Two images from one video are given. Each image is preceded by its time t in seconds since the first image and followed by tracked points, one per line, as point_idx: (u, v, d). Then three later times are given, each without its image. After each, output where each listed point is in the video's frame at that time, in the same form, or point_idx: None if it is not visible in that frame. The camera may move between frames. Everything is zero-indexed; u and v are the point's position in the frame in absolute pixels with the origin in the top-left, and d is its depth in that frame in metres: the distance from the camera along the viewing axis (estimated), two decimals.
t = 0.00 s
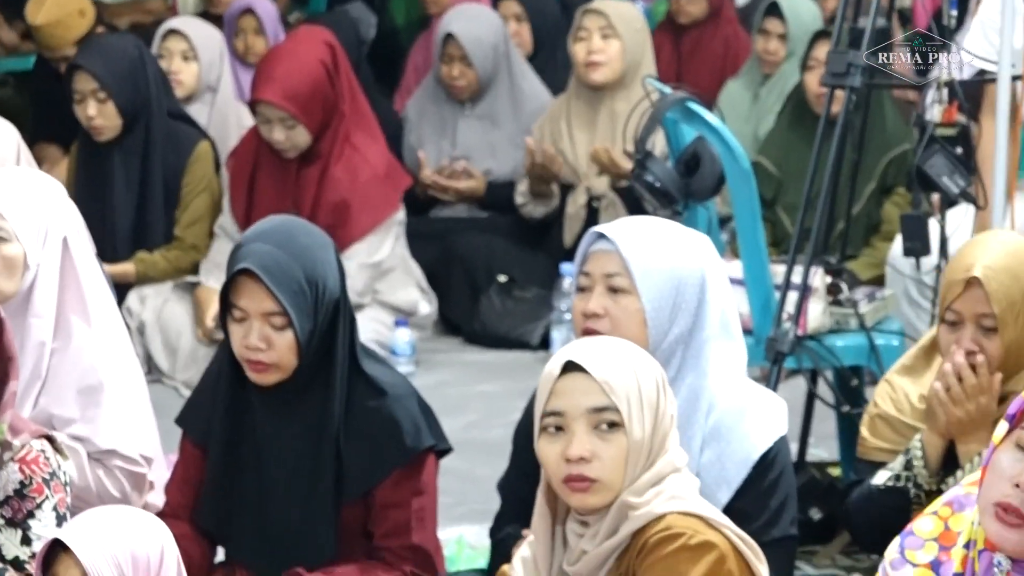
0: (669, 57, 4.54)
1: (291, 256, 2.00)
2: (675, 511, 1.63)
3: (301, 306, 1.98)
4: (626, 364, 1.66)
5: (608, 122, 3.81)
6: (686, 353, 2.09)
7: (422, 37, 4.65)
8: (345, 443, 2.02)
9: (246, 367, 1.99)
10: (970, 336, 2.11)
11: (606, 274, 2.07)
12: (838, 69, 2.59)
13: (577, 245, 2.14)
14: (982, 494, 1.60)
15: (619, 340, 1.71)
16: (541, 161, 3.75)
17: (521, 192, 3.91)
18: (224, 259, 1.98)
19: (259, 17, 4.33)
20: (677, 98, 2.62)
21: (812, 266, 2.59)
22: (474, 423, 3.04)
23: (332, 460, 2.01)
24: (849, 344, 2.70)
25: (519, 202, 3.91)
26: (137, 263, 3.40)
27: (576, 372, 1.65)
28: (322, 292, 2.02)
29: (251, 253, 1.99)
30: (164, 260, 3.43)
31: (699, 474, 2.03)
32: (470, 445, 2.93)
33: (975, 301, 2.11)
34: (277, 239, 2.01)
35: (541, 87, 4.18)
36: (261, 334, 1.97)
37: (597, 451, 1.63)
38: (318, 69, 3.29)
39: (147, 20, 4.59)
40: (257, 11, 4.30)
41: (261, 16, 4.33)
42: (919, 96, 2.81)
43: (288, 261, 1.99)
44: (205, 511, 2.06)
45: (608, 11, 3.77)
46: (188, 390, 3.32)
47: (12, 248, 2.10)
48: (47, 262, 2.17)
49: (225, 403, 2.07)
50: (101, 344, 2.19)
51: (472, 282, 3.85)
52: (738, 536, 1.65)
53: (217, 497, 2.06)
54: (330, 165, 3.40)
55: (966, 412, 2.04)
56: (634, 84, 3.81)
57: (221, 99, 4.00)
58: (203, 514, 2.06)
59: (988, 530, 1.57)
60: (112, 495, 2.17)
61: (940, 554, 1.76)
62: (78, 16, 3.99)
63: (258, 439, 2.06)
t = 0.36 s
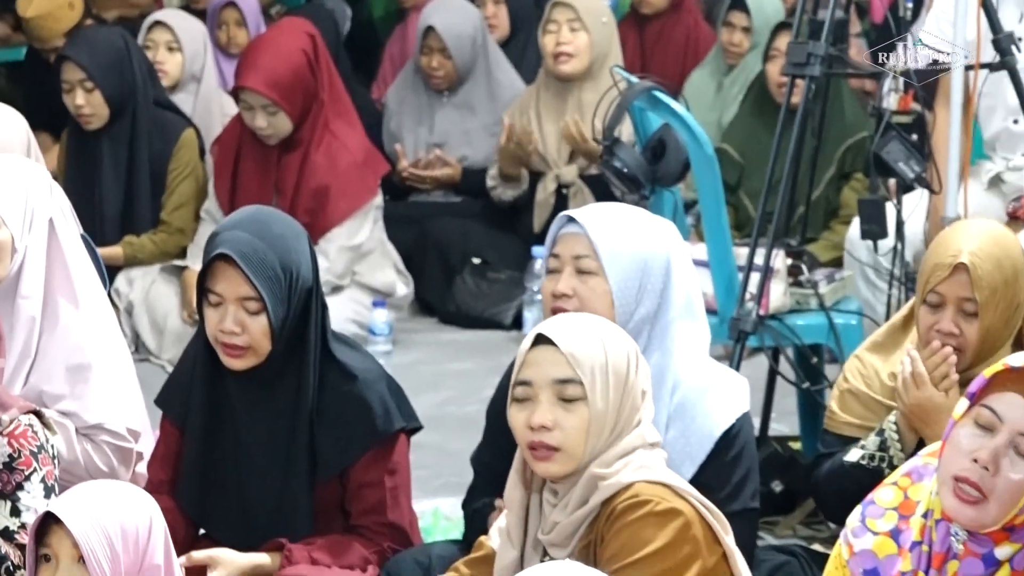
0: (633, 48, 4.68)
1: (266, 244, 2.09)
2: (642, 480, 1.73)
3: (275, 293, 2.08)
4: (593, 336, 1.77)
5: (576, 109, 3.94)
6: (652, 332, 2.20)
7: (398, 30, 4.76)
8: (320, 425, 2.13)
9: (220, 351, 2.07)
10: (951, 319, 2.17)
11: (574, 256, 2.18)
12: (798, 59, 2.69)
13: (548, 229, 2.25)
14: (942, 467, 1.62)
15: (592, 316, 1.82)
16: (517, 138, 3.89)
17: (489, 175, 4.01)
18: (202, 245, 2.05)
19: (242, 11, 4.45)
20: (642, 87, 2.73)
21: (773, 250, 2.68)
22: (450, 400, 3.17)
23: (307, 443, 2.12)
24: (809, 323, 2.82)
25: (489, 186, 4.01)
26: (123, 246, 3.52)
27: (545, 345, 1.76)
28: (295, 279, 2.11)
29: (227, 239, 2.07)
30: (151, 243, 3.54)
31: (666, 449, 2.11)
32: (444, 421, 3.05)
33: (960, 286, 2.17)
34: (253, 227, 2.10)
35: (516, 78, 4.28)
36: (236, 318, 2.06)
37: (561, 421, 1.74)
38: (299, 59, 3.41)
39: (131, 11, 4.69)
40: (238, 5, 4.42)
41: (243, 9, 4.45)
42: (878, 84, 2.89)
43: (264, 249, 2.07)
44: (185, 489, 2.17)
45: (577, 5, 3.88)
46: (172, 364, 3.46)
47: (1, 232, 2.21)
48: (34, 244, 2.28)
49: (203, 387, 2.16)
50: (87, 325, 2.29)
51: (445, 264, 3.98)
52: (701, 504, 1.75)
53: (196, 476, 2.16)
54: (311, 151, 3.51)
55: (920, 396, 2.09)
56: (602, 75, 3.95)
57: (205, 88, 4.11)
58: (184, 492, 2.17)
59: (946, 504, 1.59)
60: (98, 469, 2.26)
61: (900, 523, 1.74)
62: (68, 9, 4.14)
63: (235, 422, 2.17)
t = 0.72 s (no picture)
0: (603, 41, 4.80)
1: (249, 239, 2.15)
2: (613, 459, 1.76)
3: (260, 286, 2.15)
4: (535, 309, 1.81)
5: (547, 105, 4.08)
6: (618, 313, 2.31)
7: (378, 27, 4.87)
8: (303, 409, 2.20)
9: (209, 342, 2.15)
10: (905, 301, 2.29)
11: (543, 241, 2.31)
12: (764, 54, 2.79)
13: (517, 218, 2.39)
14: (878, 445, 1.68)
15: (568, 295, 1.84)
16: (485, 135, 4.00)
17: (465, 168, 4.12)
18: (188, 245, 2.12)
19: (229, 7, 4.53)
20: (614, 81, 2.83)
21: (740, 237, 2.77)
22: (429, 380, 3.29)
23: (292, 425, 2.20)
24: (774, 307, 2.95)
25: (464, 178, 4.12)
26: (117, 234, 3.68)
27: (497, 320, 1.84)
28: (279, 271, 2.17)
29: (212, 238, 2.14)
30: (143, 230, 3.71)
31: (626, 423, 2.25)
32: (426, 401, 3.17)
33: (913, 267, 2.29)
34: (236, 223, 2.16)
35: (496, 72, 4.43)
36: (223, 311, 2.13)
37: (494, 395, 1.82)
38: (282, 49, 3.55)
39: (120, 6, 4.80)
40: (226, 1, 4.50)
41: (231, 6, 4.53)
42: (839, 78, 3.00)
43: (247, 244, 2.14)
44: (175, 470, 2.26)
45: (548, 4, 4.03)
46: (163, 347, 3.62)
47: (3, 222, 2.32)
48: (37, 234, 2.39)
49: (190, 374, 2.24)
50: (85, 312, 2.39)
51: (426, 253, 4.11)
52: (670, 481, 1.78)
53: (186, 460, 2.25)
54: (295, 138, 3.67)
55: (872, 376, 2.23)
56: (575, 68, 4.09)
57: (194, 81, 4.25)
58: (173, 473, 2.26)
59: (882, 479, 1.65)
60: (96, 450, 2.35)
61: (845, 501, 1.79)
62: (63, 6, 4.23)
63: (222, 406, 2.25)
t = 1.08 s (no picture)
0: (580, 36, 4.92)
1: (244, 226, 2.26)
2: (584, 439, 1.82)
3: (254, 270, 2.25)
4: (519, 291, 1.88)
5: (525, 100, 4.23)
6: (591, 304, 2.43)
7: (363, 23, 4.99)
8: (294, 388, 2.30)
9: (205, 324, 2.26)
10: (849, 275, 2.46)
11: (519, 234, 2.43)
12: (734, 47, 2.90)
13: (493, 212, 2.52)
14: (824, 422, 1.73)
15: (558, 282, 1.91)
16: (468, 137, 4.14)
17: (449, 160, 4.25)
18: (185, 231, 2.23)
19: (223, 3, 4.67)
20: (592, 74, 2.95)
21: (711, 224, 2.86)
22: (413, 362, 3.42)
23: (282, 402, 2.30)
24: (743, 290, 3.08)
25: (448, 170, 4.26)
26: (113, 220, 3.85)
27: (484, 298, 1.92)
28: (272, 255, 2.28)
29: (208, 224, 2.24)
30: (138, 217, 3.88)
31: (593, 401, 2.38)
32: (410, 380, 3.31)
33: (852, 242, 2.47)
34: (231, 210, 2.27)
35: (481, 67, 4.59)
36: (219, 294, 2.24)
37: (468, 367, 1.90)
38: (269, 41, 3.66)
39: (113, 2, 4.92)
40: None
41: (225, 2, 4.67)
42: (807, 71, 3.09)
43: (241, 230, 2.25)
44: (169, 446, 2.37)
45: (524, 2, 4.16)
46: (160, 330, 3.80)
47: (13, 212, 2.45)
48: (45, 224, 2.52)
49: (184, 354, 2.35)
50: (88, 299, 2.50)
51: (410, 240, 4.23)
52: (641, 462, 1.84)
53: (179, 435, 2.36)
54: (283, 128, 3.80)
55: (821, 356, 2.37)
56: (552, 62, 4.24)
57: (187, 74, 4.39)
58: (167, 448, 2.37)
59: (827, 457, 1.70)
60: (97, 431, 2.45)
61: (798, 481, 1.81)
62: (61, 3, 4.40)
63: (216, 384, 2.36)
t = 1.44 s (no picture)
0: (561, 30, 5.05)
1: (244, 207, 2.39)
2: (560, 429, 1.88)
3: (252, 248, 2.38)
4: (492, 279, 1.94)
5: (509, 90, 4.38)
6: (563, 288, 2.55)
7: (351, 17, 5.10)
8: (290, 364, 2.42)
9: (204, 300, 2.38)
10: (815, 246, 2.62)
11: (492, 225, 2.54)
12: (709, 40, 3.03)
13: (469, 200, 2.61)
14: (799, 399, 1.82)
15: (536, 270, 1.97)
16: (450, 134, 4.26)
17: (435, 150, 4.36)
18: (187, 209, 2.35)
19: None
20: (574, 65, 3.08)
21: (687, 209, 2.97)
22: (401, 342, 3.55)
23: (277, 377, 2.42)
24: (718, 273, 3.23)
25: (434, 159, 4.37)
26: (112, 206, 3.98)
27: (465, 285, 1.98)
28: (270, 236, 2.41)
29: (209, 204, 2.36)
30: (136, 203, 4.02)
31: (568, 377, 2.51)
32: (399, 360, 3.43)
33: (816, 215, 2.62)
34: (232, 192, 2.39)
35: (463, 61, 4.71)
36: (218, 271, 2.36)
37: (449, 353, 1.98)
38: (260, 33, 3.83)
39: None
40: None
41: None
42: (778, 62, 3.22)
43: (242, 211, 2.37)
44: (167, 420, 2.48)
45: None
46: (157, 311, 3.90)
47: (23, 198, 2.59)
48: (54, 210, 2.64)
49: (184, 330, 2.46)
50: (92, 283, 2.62)
51: (398, 223, 4.37)
52: (615, 448, 1.91)
53: (177, 408, 2.48)
54: (275, 117, 3.96)
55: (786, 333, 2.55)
56: (535, 55, 4.39)
57: (183, 66, 4.53)
58: (166, 421, 2.48)
59: (804, 430, 1.78)
60: (99, 409, 2.56)
61: (772, 456, 1.91)
62: None
63: (213, 362, 2.47)
